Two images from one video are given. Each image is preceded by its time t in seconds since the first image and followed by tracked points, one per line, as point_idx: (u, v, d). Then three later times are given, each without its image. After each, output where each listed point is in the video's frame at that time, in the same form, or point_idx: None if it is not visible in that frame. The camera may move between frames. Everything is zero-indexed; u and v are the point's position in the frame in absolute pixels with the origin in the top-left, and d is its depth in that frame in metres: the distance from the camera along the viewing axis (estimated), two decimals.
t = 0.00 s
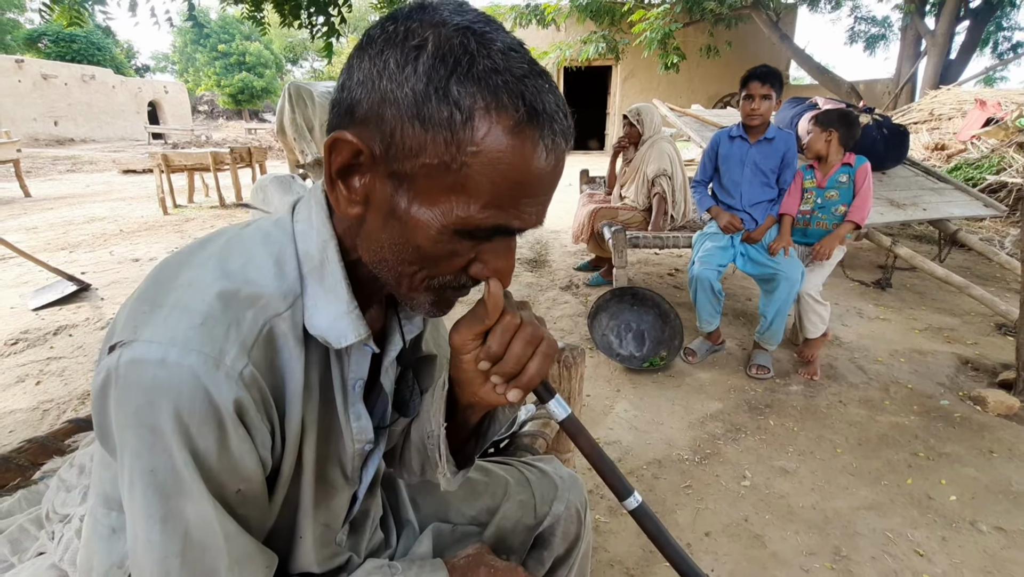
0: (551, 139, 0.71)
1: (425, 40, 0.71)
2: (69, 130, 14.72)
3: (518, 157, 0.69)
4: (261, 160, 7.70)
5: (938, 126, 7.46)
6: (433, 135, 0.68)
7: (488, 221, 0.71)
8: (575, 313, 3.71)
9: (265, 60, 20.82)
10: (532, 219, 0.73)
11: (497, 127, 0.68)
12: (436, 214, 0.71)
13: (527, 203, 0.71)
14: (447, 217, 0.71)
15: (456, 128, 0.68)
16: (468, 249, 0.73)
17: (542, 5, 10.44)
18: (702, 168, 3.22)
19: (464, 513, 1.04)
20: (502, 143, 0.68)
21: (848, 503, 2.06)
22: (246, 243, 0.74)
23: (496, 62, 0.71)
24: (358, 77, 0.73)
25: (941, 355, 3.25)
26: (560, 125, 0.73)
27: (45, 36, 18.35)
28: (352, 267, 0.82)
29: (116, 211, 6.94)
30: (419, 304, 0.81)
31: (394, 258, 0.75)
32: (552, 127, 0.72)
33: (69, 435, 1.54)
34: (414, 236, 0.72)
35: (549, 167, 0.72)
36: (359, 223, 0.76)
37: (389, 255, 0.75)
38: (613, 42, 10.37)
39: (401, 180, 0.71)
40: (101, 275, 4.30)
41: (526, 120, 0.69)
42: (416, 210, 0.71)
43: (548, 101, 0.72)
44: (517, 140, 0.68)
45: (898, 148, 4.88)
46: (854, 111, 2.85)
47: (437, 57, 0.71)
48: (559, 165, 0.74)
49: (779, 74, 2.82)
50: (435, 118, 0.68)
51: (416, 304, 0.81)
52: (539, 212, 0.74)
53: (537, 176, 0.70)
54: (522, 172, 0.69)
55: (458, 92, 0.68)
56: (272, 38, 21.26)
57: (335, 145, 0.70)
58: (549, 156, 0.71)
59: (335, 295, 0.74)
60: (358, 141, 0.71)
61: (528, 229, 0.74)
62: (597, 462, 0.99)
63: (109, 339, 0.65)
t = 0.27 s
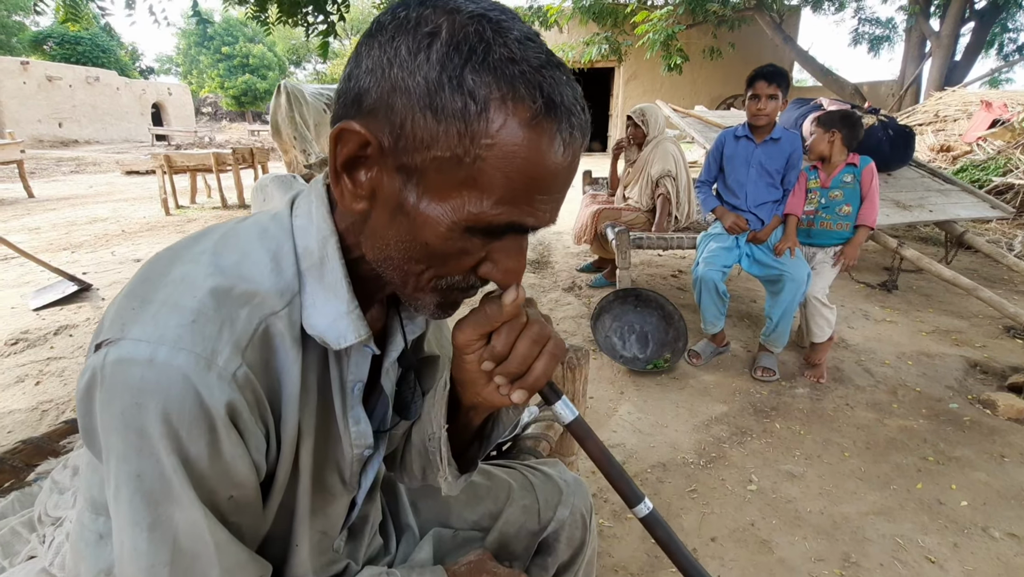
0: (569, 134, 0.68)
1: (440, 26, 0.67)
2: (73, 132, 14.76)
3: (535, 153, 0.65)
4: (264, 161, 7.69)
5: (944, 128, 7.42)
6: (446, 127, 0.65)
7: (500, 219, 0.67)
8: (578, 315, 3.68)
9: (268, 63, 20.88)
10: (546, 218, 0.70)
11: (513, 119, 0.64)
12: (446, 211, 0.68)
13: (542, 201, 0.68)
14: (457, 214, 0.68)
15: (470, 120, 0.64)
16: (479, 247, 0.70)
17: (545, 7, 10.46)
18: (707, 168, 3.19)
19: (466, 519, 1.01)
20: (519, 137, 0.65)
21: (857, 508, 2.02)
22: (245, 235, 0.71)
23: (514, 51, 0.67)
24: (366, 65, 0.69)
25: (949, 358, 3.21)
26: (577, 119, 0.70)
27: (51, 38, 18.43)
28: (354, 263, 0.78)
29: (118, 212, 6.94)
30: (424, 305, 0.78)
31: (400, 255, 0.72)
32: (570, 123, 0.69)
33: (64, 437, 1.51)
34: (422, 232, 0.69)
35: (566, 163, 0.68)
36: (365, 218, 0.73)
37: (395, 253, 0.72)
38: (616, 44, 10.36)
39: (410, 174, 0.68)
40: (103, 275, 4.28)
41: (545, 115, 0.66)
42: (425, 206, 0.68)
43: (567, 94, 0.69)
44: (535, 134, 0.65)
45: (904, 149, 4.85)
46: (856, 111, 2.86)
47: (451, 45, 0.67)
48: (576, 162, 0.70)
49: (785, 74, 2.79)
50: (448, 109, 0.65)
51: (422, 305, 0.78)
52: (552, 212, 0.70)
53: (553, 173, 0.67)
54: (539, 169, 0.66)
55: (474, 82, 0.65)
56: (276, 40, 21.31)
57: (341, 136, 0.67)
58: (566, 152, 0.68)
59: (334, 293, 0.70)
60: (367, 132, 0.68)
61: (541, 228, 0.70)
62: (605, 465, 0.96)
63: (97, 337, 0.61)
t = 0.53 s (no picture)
0: (586, 126, 0.62)
1: (450, 9, 0.62)
2: (75, 133, 14.78)
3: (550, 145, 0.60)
4: (264, 162, 7.68)
5: (946, 128, 7.40)
6: (456, 116, 0.59)
7: (513, 213, 0.62)
8: (580, 315, 3.65)
9: (269, 64, 20.91)
10: (558, 211, 0.64)
11: (528, 108, 0.59)
12: (455, 205, 0.62)
13: (556, 197, 0.62)
14: (467, 209, 0.62)
15: (482, 107, 0.59)
16: (489, 241, 0.64)
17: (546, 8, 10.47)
18: (709, 167, 3.16)
19: (466, 523, 0.98)
20: (533, 127, 0.59)
21: (864, 511, 1.99)
22: (238, 229, 0.65)
23: (530, 37, 0.62)
24: (372, 50, 0.63)
25: (954, 359, 3.18)
26: (595, 111, 0.64)
27: (52, 40, 18.47)
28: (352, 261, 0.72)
29: (118, 212, 6.92)
30: (423, 307, 0.73)
31: (403, 252, 0.66)
32: (587, 116, 0.63)
33: (57, 438, 1.49)
34: (430, 229, 0.63)
35: (582, 155, 0.63)
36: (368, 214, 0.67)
37: (399, 250, 0.66)
38: (616, 44, 10.35)
39: (418, 166, 0.62)
40: (102, 275, 4.26)
41: (562, 104, 0.60)
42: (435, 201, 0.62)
43: (585, 85, 0.63)
44: (550, 124, 0.60)
45: (907, 149, 4.82)
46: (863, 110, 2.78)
47: (462, 29, 0.61)
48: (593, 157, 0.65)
49: (787, 72, 2.76)
50: (460, 96, 0.59)
51: (424, 303, 0.72)
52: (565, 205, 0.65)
53: (569, 166, 0.61)
54: (554, 163, 0.61)
55: (487, 69, 0.59)
56: (276, 41, 21.34)
57: (344, 124, 0.61)
58: (582, 145, 0.62)
59: (330, 290, 0.65)
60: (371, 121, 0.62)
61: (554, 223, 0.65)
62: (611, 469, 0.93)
63: (82, 335, 0.57)
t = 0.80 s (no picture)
0: (593, 125, 0.59)
1: (456, 7, 0.58)
2: (75, 134, 14.79)
3: (557, 145, 0.57)
4: (264, 163, 7.68)
5: (946, 129, 7.39)
6: (461, 117, 0.56)
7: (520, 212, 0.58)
8: (580, 317, 3.64)
9: (269, 65, 20.93)
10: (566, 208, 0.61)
11: (536, 108, 0.56)
12: (462, 205, 0.58)
13: (563, 196, 0.59)
14: (473, 208, 0.58)
15: (490, 107, 0.55)
16: (497, 243, 0.60)
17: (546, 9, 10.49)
18: (710, 168, 3.14)
19: (465, 526, 0.97)
20: (539, 127, 0.56)
21: (866, 514, 1.98)
22: (234, 232, 0.62)
23: (537, 35, 0.58)
24: (376, 49, 0.60)
25: (956, 361, 3.17)
26: (603, 110, 0.61)
27: (53, 42, 18.49)
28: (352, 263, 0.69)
29: (118, 214, 6.91)
30: (422, 312, 0.67)
31: (406, 256, 0.62)
32: (595, 115, 0.60)
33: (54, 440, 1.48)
34: (433, 230, 0.60)
35: (588, 154, 0.60)
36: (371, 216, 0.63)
37: (401, 253, 0.62)
38: (617, 46, 10.36)
39: (423, 167, 0.58)
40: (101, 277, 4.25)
41: (568, 104, 0.57)
42: (438, 201, 0.59)
43: (592, 83, 0.60)
44: (557, 124, 0.57)
45: (907, 150, 4.82)
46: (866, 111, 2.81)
47: (468, 27, 0.58)
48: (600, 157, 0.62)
49: (787, 73, 2.76)
50: (465, 95, 0.56)
51: (423, 305, 0.66)
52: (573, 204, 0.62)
53: (575, 165, 0.58)
54: (560, 164, 0.58)
55: (492, 70, 0.56)
56: (277, 43, 21.36)
57: (348, 125, 0.57)
58: (589, 144, 0.59)
59: (328, 290, 0.63)
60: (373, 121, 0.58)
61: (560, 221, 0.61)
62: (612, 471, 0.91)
63: (76, 335, 0.55)
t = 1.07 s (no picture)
0: (585, 126, 0.58)
1: (451, 11, 0.57)
2: (75, 136, 14.81)
3: (552, 145, 0.55)
4: (263, 164, 7.69)
5: (945, 130, 7.41)
6: (456, 120, 0.54)
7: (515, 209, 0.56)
8: (578, 317, 3.65)
9: (269, 67, 20.96)
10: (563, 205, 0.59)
11: (529, 108, 0.54)
12: (458, 203, 0.56)
13: (557, 196, 0.57)
14: (470, 207, 0.56)
15: (485, 109, 0.54)
16: (493, 242, 0.59)
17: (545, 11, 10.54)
18: (707, 169, 3.16)
19: (460, 521, 0.98)
20: (532, 127, 0.54)
21: (861, 512, 1.99)
22: (228, 230, 0.61)
23: (529, 37, 0.57)
24: (373, 52, 0.58)
25: (952, 361, 3.18)
26: (595, 112, 0.60)
27: (53, 43, 18.53)
28: (350, 258, 0.67)
29: (117, 215, 6.93)
30: (416, 310, 0.65)
31: (403, 253, 0.60)
32: (587, 116, 0.59)
33: (53, 437, 1.48)
34: (430, 228, 0.58)
35: (580, 154, 0.58)
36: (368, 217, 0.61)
37: (398, 252, 0.60)
38: (616, 48, 10.40)
39: (420, 166, 0.56)
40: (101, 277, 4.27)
41: (561, 106, 0.55)
42: (435, 200, 0.57)
43: (583, 83, 0.58)
44: (551, 124, 0.55)
45: (905, 151, 4.83)
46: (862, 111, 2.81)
47: (463, 31, 0.56)
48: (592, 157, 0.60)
49: (786, 74, 2.75)
50: (461, 97, 0.54)
51: (416, 303, 0.64)
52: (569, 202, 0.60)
53: (568, 164, 0.57)
54: (554, 165, 0.56)
55: (485, 74, 0.54)
56: (277, 45, 21.40)
57: (346, 126, 0.55)
58: (581, 143, 0.58)
59: (324, 285, 0.61)
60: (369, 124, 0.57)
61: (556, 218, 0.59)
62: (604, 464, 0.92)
63: (76, 329, 0.54)
